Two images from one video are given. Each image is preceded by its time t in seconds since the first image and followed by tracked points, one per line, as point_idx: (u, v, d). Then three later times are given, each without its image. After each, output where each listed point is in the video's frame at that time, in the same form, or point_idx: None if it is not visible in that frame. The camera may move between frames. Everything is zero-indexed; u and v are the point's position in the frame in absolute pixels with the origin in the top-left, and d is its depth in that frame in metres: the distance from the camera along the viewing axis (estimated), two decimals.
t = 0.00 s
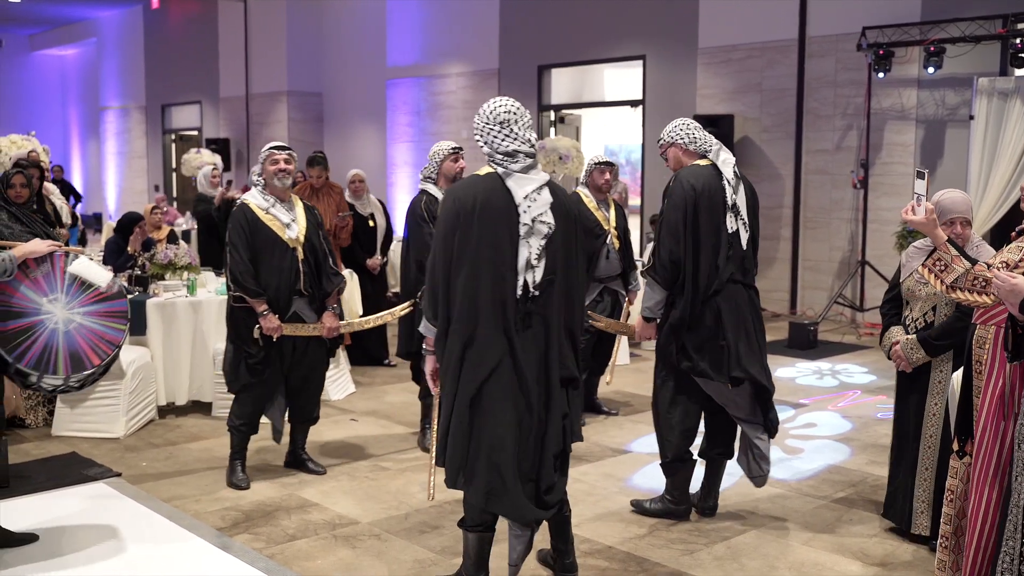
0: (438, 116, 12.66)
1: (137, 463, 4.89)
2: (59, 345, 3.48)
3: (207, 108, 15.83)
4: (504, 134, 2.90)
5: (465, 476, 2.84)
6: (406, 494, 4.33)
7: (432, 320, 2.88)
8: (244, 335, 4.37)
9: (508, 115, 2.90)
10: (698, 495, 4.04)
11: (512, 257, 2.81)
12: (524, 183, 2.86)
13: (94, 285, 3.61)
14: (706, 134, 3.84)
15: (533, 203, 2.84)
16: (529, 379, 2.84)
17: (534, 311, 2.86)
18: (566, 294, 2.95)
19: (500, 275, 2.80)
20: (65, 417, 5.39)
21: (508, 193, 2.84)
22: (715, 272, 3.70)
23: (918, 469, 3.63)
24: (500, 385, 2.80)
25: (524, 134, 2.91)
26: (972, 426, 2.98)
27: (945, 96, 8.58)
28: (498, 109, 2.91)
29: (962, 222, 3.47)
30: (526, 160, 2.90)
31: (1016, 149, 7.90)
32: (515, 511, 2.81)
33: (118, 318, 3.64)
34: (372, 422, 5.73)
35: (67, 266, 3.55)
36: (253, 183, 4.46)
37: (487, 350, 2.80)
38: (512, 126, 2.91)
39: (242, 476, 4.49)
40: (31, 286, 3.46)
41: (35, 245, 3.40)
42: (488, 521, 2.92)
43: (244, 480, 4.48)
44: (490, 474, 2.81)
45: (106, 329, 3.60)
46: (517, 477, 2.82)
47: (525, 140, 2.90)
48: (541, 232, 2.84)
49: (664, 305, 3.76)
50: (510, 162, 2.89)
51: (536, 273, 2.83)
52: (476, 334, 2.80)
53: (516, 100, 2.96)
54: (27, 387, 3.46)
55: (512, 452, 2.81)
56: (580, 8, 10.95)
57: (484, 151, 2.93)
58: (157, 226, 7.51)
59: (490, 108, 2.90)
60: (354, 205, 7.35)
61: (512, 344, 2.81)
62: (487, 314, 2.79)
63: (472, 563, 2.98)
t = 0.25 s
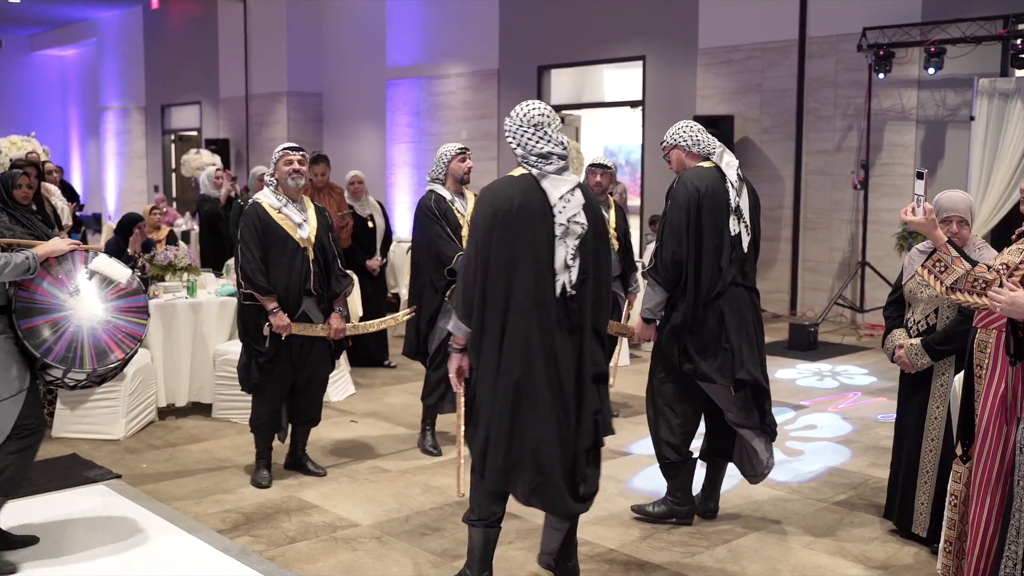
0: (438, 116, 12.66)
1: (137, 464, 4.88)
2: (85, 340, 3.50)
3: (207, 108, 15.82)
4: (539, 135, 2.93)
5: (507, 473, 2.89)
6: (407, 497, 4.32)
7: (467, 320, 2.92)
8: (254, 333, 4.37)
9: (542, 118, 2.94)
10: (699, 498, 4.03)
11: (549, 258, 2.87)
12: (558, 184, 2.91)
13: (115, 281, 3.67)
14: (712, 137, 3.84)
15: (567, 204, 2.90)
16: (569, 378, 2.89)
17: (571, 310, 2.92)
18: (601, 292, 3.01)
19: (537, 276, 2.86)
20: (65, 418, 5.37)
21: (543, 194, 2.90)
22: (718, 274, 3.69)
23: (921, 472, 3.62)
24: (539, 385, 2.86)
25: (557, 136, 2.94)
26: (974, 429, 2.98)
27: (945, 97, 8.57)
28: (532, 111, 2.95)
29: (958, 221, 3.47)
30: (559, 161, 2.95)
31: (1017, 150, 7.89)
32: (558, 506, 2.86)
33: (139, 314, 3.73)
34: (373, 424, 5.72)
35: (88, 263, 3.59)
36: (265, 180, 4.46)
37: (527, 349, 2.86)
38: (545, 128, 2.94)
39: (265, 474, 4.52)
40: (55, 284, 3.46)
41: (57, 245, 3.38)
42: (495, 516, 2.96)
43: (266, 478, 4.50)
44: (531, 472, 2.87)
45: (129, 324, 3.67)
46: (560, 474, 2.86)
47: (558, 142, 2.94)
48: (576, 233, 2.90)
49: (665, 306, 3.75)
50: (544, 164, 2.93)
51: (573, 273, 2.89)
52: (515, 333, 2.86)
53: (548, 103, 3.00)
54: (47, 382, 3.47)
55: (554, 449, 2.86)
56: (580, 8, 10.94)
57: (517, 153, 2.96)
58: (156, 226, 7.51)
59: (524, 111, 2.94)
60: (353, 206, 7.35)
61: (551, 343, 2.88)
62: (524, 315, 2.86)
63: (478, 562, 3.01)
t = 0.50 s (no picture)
0: (439, 116, 12.66)
1: (138, 462, 4.88)
2: (104, 339, 3.49)
3: (207, 108, 15.82)
4: (558, 131, 2.95)
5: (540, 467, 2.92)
6: (408, 494, 4.32)
7: (493, 315, 2.90)
8: (257, 330, 4.34)
9: (562, 114, 2.97)
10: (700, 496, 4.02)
11: (574, 254, 2.90)
12: (578, 180, 2.94)
13: (136, 285, 3.67)
14: (711, 134, 3.83)
15: (587, 199, 2.93)
16: (596, 370, 2.94)
17: (595, 304, 2.96)
18: (618, 284, 3.07)
19: (563, 271, 2.89)
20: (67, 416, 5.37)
21: (564, 190, 2.93)
22: (714, 272, 3.70)
23: (921, 472, 3.63)
24: (568, 378, 2.90)
25: (575, 132, 2.97)
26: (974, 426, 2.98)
27: (947, 96, 8.56)
28: (551, 108, 2.97)
29: (947, 218, 3.48)
30: (577, 157, 2.97)
31: (1019, 150, 7.88)
32: (589, 496, 2.93)
33: (159, 317, 3.69)
34: (373, 423, 5.72)
35: (110, 265, 3.62)
36: (269, 178, 4.44)
37: (557, 344, 2.89)
38: (564, 124, 2.97)
39: (265, 472, 4.53)
40: (78, 284, 3.50)
41: (81, 245, 3.45)
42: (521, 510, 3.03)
43: (267, 476, 4.50)
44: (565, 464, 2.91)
45: (148, 326, 3.64)
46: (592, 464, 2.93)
47: (576, 138, 2.97)
48: (596, 227, 2.93)
49: (660, 305, 3.75)
50: (564, 159, 2.95)
51: (596, 268, 2.93)
52: (544, 329, 2.88)
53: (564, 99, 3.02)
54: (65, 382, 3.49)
55: (586, 440, 2.91)
56: (581, 8, 10.94)
57: (536, 148, 2.98)
58: (157, 225, 7.52)
59: (544, 107, 2.97)
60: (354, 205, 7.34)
61: (578, 336, 2.92)
62: (552, 310, 2.88)
63: (501, 552, 3.07)
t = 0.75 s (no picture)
0: (443, 115, 12.67)
1: (143, 460, 4.90)
2: (138, 339, 3.57)
3: (212, 107, 15.84)
4: (562, 127, 2.95)
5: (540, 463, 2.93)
6: (411, 491, 4.33)
7: (496, 310, 2.88)
8: (256, 329, 4.36)
9: (566, 110, 2.96)
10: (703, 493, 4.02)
11: (576, 250, 2.91)
12: (582, 176, 2.94)
13: (171, 284, 3.72)
14: (705, 130, 3.81)
15: (591, 196, 2.93)
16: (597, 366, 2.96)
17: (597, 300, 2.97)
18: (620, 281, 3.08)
19: (566, 267, 2.90)
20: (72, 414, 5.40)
21: (568, 185, 2.93)
22: (703, 270, 3.68)
23: (919, 469, 3.63)
24: (569, 374, 2.92)
25: (580, 128, 2.97)
26: (975, 422, 2.98)
27: (951, 94, 8.55)
28: (556, 104, 2.97)
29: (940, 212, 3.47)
30: (580, 153, 2.97)
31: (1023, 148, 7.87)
32: (589, 492, 2.95)
33: (193, 317, 3.74)
34: (377, 420, 5.73)
35: (147, 264, 3.67)
36: (269, 175, 4.43)
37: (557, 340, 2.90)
38: (568, 120, 2.97)
39: (266, 470, 4.54)
40: (114, 283, 3.57)
41: (120, 245, 3.50)
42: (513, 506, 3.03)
43: (270, 473, 4.52)
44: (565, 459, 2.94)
45: (183, 327, 3.70)
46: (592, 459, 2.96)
47: (581, 134, 2.97)
48: (599, 224, 2.94)
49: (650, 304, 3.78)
50: (568, 155, 2.95)
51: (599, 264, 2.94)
52: (546, 325, 2.89)
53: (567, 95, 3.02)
54: (101, 378, 3.58)
55: (586, 435, 2.94)
56: (584, 7, 10.95)
57: (540, 144, 2.98)
58: (161, 224, 7.51)
59: (549, 103, 2.96)
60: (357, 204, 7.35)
61: (580, 333, 2.93)
62: (555, 305, 2.89)
63: (497, 551, 3.07)
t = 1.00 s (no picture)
0: (444, 115, 12.69)
1: (145, 459, 4.91)
2: (171, 338, 3.78)
3: (214, 107, 15.86)
4: (544, 129, 2.96)
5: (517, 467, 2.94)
6: (413, 490, 4.34)
7: (474, 313, 2.94)
8: (251, 330, 4.36)
9: (549, 111, 2.97)
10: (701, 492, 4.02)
11: (554, 254, 2.91)
12: (563, 179, 2.94)
13: (204, 283, 3.89)
14: (697, 130, 3.79)
15: (571, 199, 2.93)
16: (578, 369, 2.94)
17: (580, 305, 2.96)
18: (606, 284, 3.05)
19: (544, 270, 2.90)
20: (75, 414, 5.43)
21: (548, 188, 2.93)
22: (694, 272, 3.69)
23: (913, 468, 3.63)
24: (547, 377, 2.91)
25: (562, 130, 2.98)
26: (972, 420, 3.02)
27: (952, 94, 8.55)
28: (539, 105, 2.97)
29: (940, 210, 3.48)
30: (563, 155, 2.98)
31: None
32: (568, 498, 2.94)
33: (223, 316, 3.94)
34: (379, 420, 5.74)
35: (181, 264, 3.84)
36: (257, 178, 4.45)
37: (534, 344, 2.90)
38: (551, 121, 2.98)
39: (256, 471, 4.52)
40: (150, 283, 3.74)
41: (156, 244, 3.63)
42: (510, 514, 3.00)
43: (259, 474, 4.50)
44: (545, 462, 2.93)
45: (213, 326, 3.90)
46: (572, 463, 2.94)
47: (563, 136, 2.98)
48: (579, 227, 2.93)
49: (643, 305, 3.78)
50: (550, 157, 2.96)
51: (579, 268, 2.93)
52: (523, 329, 2.90)
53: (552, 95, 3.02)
54: (130, 371, 3.72)
55: (566, 439, 2.93)
56: (585, 7, 10.96)
57: (523, 146, 2.99)
58: (162, 224, 7.50)
59: (531, 104, 2.97)
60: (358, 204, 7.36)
61: (560, 335, 2.92)
62: (532, 309, 2.90)
63: (489, 557, 3.04)
